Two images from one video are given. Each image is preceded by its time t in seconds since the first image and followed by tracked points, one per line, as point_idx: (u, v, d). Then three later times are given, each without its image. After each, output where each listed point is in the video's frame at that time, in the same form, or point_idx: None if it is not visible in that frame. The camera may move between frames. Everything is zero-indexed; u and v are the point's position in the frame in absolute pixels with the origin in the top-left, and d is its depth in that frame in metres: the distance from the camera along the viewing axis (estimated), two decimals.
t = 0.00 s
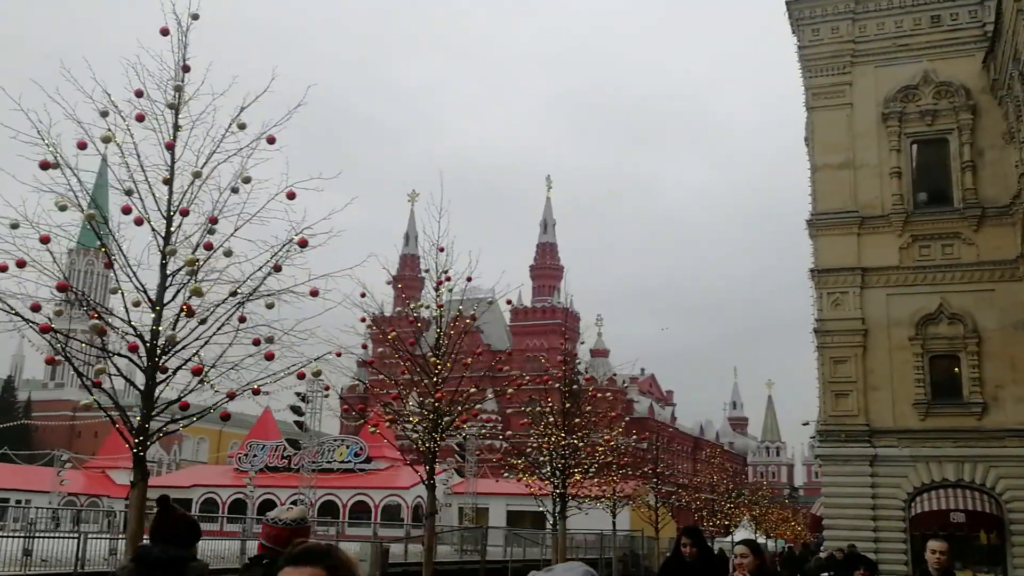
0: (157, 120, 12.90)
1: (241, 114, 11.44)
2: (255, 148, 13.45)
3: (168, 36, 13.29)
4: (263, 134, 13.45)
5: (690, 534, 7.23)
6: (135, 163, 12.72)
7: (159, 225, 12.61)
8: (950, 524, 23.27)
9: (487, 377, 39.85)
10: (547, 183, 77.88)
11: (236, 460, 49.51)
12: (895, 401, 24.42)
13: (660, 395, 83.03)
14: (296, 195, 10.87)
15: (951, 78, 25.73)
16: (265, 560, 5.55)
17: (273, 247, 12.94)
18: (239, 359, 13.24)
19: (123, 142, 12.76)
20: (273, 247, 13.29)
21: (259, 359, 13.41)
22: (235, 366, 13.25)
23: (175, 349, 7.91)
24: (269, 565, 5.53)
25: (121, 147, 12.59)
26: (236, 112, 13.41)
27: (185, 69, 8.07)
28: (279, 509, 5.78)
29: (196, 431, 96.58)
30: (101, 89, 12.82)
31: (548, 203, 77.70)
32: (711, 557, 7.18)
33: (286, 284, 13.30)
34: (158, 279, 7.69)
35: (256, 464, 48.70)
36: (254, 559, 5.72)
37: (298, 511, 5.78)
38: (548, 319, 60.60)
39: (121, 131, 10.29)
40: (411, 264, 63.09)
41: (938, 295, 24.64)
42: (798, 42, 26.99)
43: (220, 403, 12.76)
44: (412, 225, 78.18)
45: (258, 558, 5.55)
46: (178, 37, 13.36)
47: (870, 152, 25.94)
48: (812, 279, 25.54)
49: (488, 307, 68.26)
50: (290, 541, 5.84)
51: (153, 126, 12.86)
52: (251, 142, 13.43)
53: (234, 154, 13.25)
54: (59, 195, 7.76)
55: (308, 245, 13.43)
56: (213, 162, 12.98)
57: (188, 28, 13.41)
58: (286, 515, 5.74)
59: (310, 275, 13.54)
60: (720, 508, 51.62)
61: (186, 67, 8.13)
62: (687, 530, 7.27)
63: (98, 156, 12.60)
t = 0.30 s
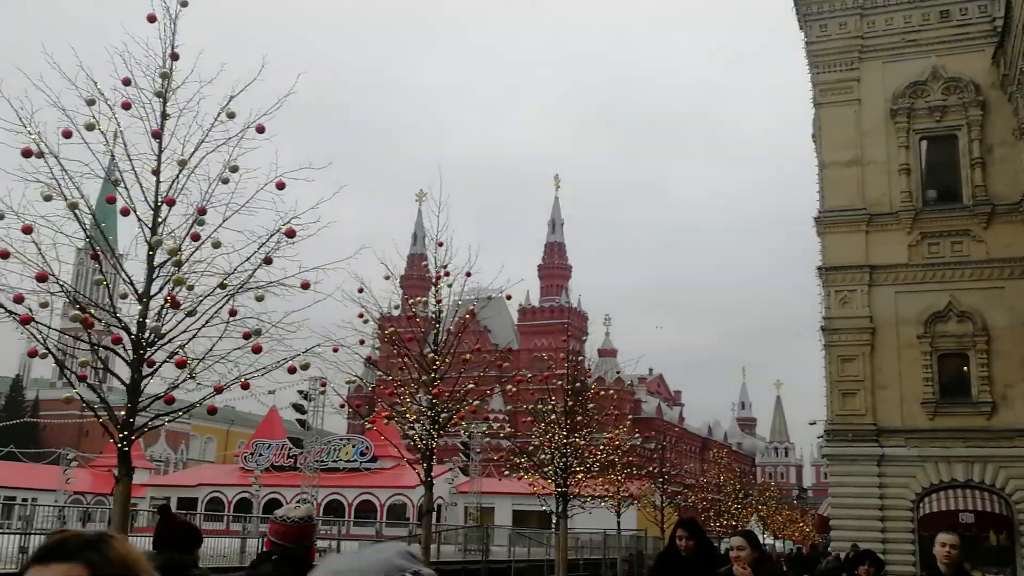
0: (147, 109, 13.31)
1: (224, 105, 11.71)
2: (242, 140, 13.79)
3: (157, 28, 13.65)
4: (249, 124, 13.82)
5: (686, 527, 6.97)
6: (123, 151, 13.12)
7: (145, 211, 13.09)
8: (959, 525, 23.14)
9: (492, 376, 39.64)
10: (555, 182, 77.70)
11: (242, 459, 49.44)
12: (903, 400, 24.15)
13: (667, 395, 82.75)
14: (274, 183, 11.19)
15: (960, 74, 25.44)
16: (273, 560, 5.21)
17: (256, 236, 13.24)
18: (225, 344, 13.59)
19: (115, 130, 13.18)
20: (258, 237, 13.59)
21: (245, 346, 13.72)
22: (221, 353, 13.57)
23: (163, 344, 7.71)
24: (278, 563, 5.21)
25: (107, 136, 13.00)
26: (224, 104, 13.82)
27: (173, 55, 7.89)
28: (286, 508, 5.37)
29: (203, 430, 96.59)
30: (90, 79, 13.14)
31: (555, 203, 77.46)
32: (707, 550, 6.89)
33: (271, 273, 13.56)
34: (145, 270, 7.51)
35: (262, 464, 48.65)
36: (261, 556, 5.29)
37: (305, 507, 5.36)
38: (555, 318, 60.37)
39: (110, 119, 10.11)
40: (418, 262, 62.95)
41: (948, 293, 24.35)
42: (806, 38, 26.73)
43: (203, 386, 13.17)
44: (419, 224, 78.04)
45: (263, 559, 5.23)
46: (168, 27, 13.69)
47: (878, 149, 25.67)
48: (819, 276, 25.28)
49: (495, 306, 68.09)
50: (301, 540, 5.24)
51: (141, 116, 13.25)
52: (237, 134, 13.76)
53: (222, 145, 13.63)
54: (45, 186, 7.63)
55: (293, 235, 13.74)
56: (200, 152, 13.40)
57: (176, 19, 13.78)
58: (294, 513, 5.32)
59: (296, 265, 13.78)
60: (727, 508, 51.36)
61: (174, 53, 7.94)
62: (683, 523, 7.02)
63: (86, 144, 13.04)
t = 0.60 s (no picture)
0: (121, 94, 12.81)
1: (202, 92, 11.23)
2: (220, 127, 13.33)
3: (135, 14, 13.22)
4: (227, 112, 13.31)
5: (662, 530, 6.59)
6: (95, 137, 12.67)
7: (119, 202, 12.60)
8: (954, 529, 22.99)
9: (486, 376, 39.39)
10: (552, 182, 77.45)
11: (235, 457, 49.13)
12: (900, 403, 23.94)
13: (664, 396, 82.60)
14: (250, 187, 10.75)
15: (959, 74, 25.24)
16: (257, 560, 5.40)
17: (234, 227, 12.91)
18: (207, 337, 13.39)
19: (88, 115, 12.69)
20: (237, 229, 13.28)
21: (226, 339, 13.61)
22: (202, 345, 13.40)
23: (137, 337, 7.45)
24: (259, 565, 5.41)
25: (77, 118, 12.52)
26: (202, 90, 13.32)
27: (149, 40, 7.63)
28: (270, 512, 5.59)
29: (198, 427, 96.33)
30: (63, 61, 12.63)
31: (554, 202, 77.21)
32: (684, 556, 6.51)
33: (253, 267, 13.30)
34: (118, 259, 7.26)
35: (255, 462, 48.38)
36: (246, 556, 5.46)
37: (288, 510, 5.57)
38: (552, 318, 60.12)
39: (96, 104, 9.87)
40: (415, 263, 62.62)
41: (945, 295, 24.13)
42: (804, 37, 26.52)
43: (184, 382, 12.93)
44: (417, 224, 77.76)
45: (247, 557, 5.41)
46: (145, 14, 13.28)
47: (876, 149, 25.46)
48: (816, 277, 25.05)
49: (491, 305, 67.86)
50: (285, 542, 5.48)
51: (115, 100, 12.78)
52: (215, 121, 13.29)
53: (199, 132, 13.19)
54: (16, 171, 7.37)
55: (271, 226, 13.39)
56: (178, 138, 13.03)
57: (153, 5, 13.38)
58: (275, 516, 5.54)
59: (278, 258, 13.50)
60: (723, 511, 51.12)
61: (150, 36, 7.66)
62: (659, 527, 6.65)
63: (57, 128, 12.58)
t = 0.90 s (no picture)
0: (86, 84, 11.54)
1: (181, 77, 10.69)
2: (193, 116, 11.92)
3: None
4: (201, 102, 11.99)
5: (634, 521, 5.65)
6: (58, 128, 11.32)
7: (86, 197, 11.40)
8: (947, 524, 22.88)
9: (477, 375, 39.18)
10: (545, 181, 77.26)
11: (227, 458, 48.84)
12: (892, 398, 23.83)
13: (657, 394, 82.54)
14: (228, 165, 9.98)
15: (949, 68, 25.13)
16: (233, 554, 4.85)
17: (208, 219, 11.51)
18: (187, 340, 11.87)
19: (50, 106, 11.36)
20: (209, 222, 11.85)
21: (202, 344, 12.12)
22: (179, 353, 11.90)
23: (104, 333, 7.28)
24: (237, 559, 4.84)
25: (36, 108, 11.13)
26: (174, 76, 11.98)
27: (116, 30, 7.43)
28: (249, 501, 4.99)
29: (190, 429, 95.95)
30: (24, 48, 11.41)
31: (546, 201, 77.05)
32: (658, 550, 5.65)
33: (227, 266, 11.90)
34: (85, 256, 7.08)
35: (248, 464, 48.16)
36: (221, 553, 4.91)
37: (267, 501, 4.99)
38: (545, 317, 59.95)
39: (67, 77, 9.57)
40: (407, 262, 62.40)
41: (936, 289, 24.05)
42: (794, 31, 26.39)
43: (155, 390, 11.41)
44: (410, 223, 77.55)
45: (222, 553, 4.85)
46: None
47: (866, 143, 25.35)
48: (806, 273, 24.93)
49: (484, 304, 67.68)
50: (263, 535, 4.88)
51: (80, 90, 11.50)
52: (187, 110, 11.90)
53: (170, 122, 11.78)
54: None
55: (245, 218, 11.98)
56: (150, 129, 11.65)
57: None
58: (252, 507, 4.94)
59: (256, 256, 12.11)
60: (716, 509, 51.03)
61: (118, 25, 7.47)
62: (629, 515, 5.69)
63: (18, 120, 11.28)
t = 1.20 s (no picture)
0: (56, 80, 11.06)
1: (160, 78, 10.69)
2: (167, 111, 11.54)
3: None
4: (174, 94, 11.52)
5: (612, 519, 5.38)
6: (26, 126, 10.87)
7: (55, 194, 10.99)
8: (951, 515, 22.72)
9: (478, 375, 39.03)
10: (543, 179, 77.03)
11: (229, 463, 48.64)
12: (893, 390, 23.69)
13: (660, 391, 82.31)
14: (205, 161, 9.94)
15: (944, 57, 24.98)
16: (237, 569, 5.05)
17: (180, 215, 11.02)
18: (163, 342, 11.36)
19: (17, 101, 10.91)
20: (183, 217, 11.34)
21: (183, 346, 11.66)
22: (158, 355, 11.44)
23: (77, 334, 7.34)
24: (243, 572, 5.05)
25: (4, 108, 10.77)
26: (148, 69, 11.56)
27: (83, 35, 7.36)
28: (254, 517, 5.16)
29: (193, 434, 96.51)
30: None
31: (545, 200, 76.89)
32: (638, 552, 5.35)
33: (204, 264, 11.35)
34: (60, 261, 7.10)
35: (250, 468, 47.61)
36: (227, 567, 5.12)
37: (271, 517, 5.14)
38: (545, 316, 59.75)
39: (69, 82, 10.02)
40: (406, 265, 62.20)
41: (935, 280, 23.91)
42: (787, 24, 26.24)
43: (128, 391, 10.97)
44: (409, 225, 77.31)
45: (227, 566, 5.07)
46: None
47: (862, 134, 25.22)
48: (804, 266, 24.80)
49: (484, 304, 67.50)
50: (265, 549, 5.06)
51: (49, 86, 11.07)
52: (161, 105, 11.49)
53: (144, 118, 11.38)
54: None
55: (219, 213, 11.52)
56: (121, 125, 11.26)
57: None
58: (255, 524, 5.13)
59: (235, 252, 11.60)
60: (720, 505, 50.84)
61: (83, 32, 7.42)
62: (608, 513, 5.42)
63: None
